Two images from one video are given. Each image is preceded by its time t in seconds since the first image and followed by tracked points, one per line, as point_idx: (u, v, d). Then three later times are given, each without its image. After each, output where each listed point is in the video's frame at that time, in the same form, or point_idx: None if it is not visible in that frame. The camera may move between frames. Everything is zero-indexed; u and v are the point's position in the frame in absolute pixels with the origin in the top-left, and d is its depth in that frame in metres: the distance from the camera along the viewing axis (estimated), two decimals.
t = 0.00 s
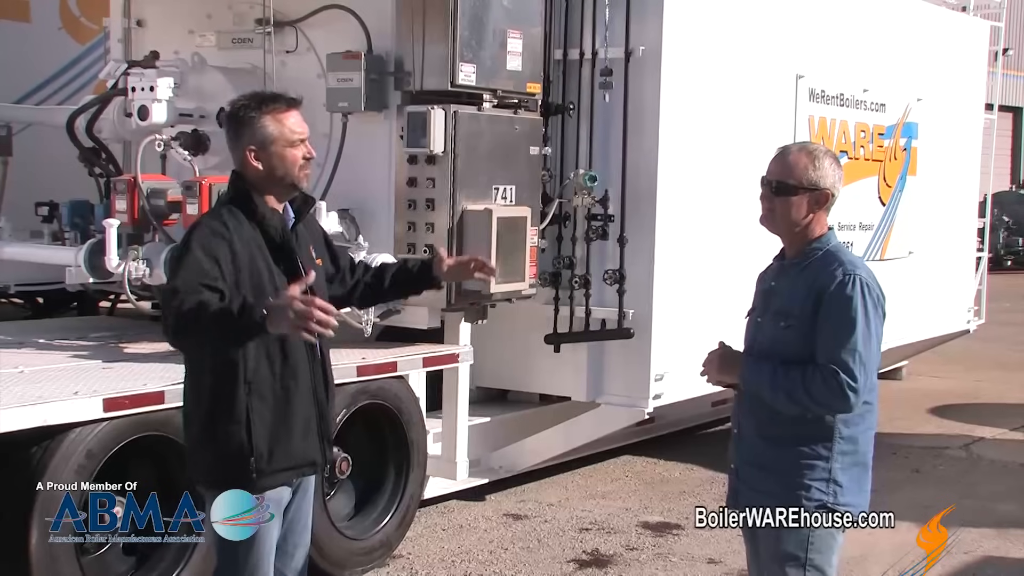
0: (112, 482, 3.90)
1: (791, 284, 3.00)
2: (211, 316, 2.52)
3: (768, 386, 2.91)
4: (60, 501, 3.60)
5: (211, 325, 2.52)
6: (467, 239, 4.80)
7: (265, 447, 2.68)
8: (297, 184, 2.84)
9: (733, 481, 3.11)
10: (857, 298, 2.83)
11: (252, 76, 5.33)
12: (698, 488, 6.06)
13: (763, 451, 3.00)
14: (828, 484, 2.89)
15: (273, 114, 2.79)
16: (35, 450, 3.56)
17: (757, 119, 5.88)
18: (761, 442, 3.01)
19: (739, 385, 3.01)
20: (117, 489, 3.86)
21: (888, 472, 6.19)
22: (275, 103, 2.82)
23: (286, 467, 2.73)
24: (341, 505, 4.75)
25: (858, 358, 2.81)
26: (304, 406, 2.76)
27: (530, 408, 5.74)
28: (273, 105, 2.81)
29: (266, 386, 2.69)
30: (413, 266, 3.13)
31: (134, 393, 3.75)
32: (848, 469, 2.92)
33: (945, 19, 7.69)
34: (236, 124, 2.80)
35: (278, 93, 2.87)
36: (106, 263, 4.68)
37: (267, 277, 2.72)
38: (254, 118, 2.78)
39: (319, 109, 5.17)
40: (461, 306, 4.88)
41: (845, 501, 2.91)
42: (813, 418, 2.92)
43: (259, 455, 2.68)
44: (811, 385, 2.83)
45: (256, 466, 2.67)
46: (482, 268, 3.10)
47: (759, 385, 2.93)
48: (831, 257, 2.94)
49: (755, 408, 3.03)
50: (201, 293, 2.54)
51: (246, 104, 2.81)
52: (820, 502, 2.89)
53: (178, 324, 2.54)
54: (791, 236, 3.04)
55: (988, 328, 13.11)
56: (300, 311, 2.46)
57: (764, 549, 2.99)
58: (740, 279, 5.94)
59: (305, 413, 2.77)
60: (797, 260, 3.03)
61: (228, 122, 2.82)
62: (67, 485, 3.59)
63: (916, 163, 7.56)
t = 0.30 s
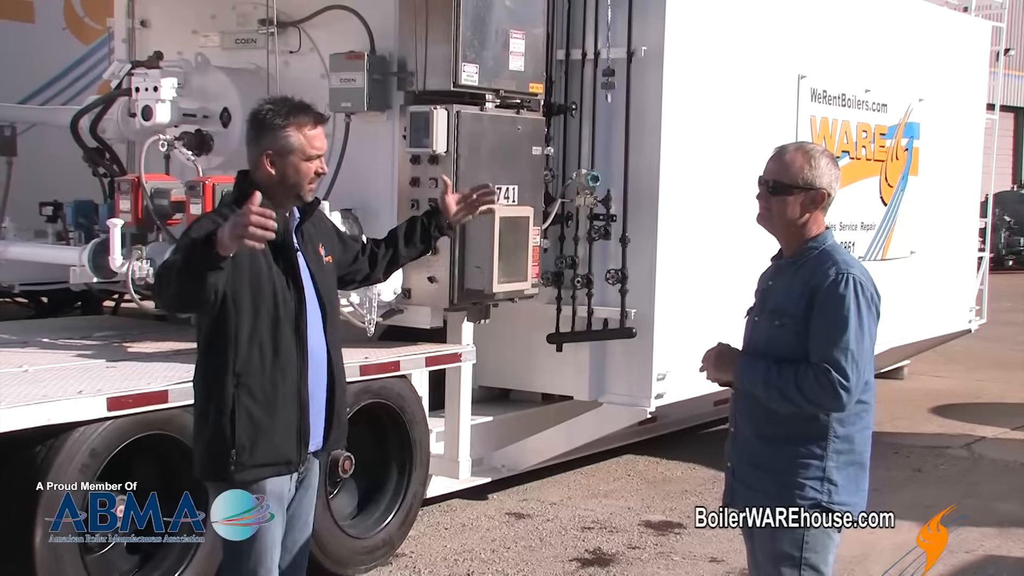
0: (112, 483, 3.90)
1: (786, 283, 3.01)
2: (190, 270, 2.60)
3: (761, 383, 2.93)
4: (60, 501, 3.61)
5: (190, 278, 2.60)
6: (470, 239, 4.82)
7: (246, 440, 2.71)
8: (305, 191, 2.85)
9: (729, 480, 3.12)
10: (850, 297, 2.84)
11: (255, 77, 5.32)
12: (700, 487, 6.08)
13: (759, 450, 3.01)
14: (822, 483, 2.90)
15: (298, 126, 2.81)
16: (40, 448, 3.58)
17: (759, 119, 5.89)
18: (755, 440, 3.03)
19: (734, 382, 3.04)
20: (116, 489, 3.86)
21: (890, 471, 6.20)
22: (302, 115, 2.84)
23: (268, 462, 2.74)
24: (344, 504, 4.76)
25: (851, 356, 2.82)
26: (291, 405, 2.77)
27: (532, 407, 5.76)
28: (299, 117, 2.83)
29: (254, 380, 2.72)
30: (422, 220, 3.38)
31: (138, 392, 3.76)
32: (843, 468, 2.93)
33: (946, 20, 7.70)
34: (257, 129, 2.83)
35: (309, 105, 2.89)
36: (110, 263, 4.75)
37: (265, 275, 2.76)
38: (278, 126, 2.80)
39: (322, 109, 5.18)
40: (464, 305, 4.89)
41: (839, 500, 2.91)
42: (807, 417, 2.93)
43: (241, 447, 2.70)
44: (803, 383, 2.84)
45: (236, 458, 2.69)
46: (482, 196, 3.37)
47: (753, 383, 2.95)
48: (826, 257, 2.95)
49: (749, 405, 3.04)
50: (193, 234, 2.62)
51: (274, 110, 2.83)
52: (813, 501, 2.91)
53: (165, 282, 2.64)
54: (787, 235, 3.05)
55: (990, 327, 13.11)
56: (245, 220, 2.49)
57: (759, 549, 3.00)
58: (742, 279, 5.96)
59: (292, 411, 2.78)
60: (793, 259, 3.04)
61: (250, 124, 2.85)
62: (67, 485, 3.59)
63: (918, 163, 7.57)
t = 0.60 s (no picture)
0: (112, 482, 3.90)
1: (784, 282, 3.03)
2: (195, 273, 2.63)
3: (758, 381, 2.95)
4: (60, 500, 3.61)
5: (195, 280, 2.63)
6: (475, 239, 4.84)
7: (256, 436, 2.73)
8: (311, 192, 2.87)
9: (728, 479, 3.13)
10: (844, 295, 2.86)
11: (261, 77, 5.34)
12: (704, 486, 6.10)
13: (758, 448, 3.03)
14: (819, 481, 2.92)
15: (301, 126, 2.84)
16: (48, 447, 3.60)
17: (763, 119, 5.91)
18: (753, 439, 3.05)
19: (732, 380, 3.06)
20: (116, 490, 3.83)
21: (893, 471, 6.22)
22: (305, 115, 2.87)
23: (279, 459, 2.76)
24: (350, 503, 4.80)
25: (845, 355, 2.83)
26: (300, 402, 2.80)
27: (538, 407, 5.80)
28: (303, 117, 2.86)
29: (262, 378, 2.75)
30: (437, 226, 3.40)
31: (146, 391, 3.78)
32: (841, 466, 2.95)
33: (951, 20, 7.71)
34: (262, 129, 2.86)
35: (312, 105, 2.91)
36: (118, 263, 4.76)
37: (272, 274, 2.79)
38: (281, 127, 2.83)
39: (329, 109, 5.20)
40: (469, 305, 4.91)
41: (837, 499, 2.93)
42: (804, 416, 2.95)
43: (251, 444, 2.73)
44: (800, 381, 2.87)
45: (246, 454, 2.72)
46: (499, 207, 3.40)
47: (750, 381, 2.97)
48: (824, 255, 2.96)
49: (749, 405, 3.05)
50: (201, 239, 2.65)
51: (277, 111, 2.86)
52: (811, 499, 2.93)
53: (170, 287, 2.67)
54: (788, 233, 3.06)
55: (994, 326, 13.11)
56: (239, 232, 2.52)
57: (759, 549, 3.03)
58: (746, 279, 5.97)
59: (301, 407, 2.80)
60: (793, 256, 3.05)
61: (255, 125, 2.88)
62: (66, 485, 3.59)
63: (922, 163, 7.58)
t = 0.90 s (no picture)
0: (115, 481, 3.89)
1: (790, 280, 3.06)
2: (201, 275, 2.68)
3: (757, 376, 2.98)
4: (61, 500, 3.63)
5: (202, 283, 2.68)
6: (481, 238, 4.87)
7: (266, 434, 2.76)
8: (316, 191, 2.90)
9: (727, 472, 3.16)
10: (846, 292, 2.88)
11: (269, 79, 5.37)
12: (708, 485, 6.12)
13: (758, 445, 3.06)
14: (816, 478, 2.95)
15: (304, 126, 2.87)
16: (57, 446, 3.64)
17: (767, 120, 5.93)
18: (752, 435, 3.08)
19: (733, 374, 3.10)
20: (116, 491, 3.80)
21: (897, 470, 6.24)
22: (308, 114, 2.90)
23: (289, 457, 2.79)
24: (356, 501, 4.83)
25: (845, 351, 2.86)
26: (309, 400, 2.83)
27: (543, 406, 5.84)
28: (306, 117, 2.89)
29: (271, 377, 2.78)
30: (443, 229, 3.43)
31: (154, 390, 3.81)
32: (838, 465, 2.97)
33: (954, 21, 7.73)
34: (267, 129, 2.90)
35: (314, 104, 2.95)
36: (126, 262, 4.81)
37: (278, 273, 2.83)
38: (285, 127, 2.86)
39: (335, 110, 5.24)
40: (475, 305, 4.95)
41: (834, 497, 2.95)
42: (803, 414, 2.98)
43: (261, 442, 2.76)
44: (799, 377, 2.89)
45: (256, 452, 2.75)
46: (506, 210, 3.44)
47: (749, 375, 3.00)
48: (832, 254, 2.99)
49: (749, 402, 3.09)
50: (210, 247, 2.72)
51: (281, 111, 2.90)
52: (807, 496, 2.95)
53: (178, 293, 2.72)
54: (797, 234, 3.08)
55: (998, 327, 13.12)
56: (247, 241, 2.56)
57: (760, 548, 3.05)
58: (750, 279, 6.00)
59: (308, 405, 2.82)
60: (800, 255, 3.08)
61: (259, 125, 2.92)
62: (65, 485, 3.59)
63: (925, 164, 7.60)
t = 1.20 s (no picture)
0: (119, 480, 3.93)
1: (796, 280, 3.09)
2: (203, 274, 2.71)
3: (762, 373, 3.02)
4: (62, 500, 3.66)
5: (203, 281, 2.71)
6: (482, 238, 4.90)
7: (268, 432, 2.80)
8: (312, 191, 2.94)
9: (728, 471, 3.21)
10: (854, 292, 2.91)
11: (271, 80, 5.41)
12: (708, 483, 6.16)
13: (759, 443, 3.10)
14: (818, 476, 2.98)
15: (303, 127, 2.91)
16: (62, 444, 3.68)
17: (766, 121, 5.97)
18: (755, 434, 3.11)
19: (737, 372, 3.13)
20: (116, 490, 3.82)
21: (895, 468, 6.28)
22: (305, 116, 2.94)
23: (292, 454, 2.84)
24: (358, 500, 4.88)
25: (852, 350, 2.89)
26: (310, 398, 2.86)
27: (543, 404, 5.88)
28: (304, 119, 2.93)
29: (272, 376, 2.82)
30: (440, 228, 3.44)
31: (158, 389, 3.85)
32: (840, 464, 3.01)
33: (952, 23, 7.77)
34: (265, 131, 2.93)
35: (312, 107, 2.99)
36: (130, 263, 4.86)
37: (277, 274, 2.87)
38: (284, 128, 2.90)
39: (337, 112, 5.28)
40: (476, 304, 4.99)
41: (835, 495, 2.98)
42: (806, 412, 3.01)
43: (264, 439, 2.80)
44: (805, 375, 2.92)
45: (259, 450, 2.79)
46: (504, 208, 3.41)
47: (754, 374, 3.04)
48: (839, 255, 3.02)
49: (753, 400, 3.13)
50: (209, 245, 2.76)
51: (279, 113, 2.93)
52: (809, 494, 2.98)
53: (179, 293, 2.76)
54: (801, 238, 3.12)
55: (995, 326, 13.17)
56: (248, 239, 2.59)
57: (758, 546, 3.09)
58: (749, 279, 6.04)
59: (310, 403, 2.86)
60: (803, 258, 3.11)
61: (258, 127, 2.95)
62: (65, 485, 3.63)
63: (923, 165, 7.64)
